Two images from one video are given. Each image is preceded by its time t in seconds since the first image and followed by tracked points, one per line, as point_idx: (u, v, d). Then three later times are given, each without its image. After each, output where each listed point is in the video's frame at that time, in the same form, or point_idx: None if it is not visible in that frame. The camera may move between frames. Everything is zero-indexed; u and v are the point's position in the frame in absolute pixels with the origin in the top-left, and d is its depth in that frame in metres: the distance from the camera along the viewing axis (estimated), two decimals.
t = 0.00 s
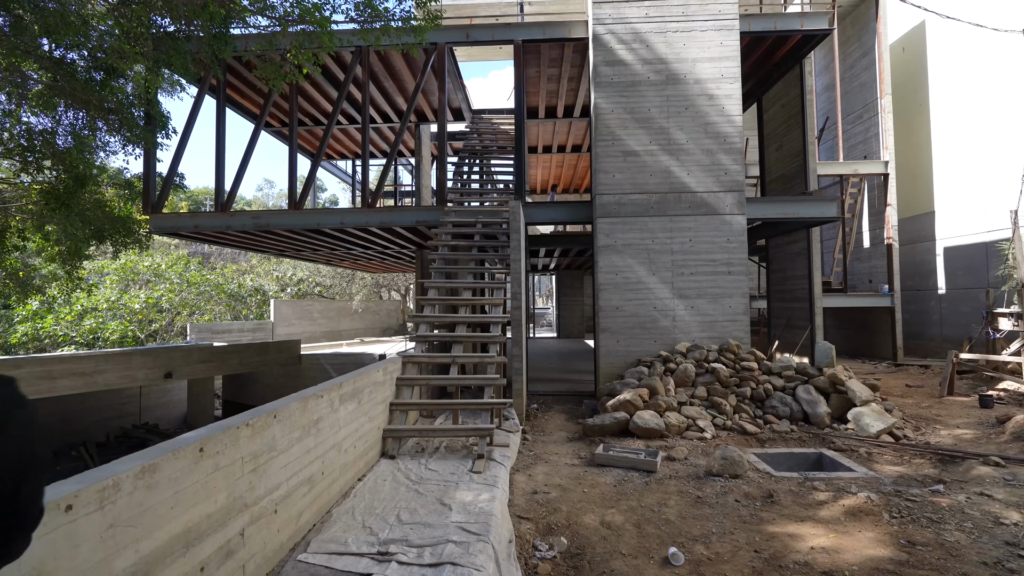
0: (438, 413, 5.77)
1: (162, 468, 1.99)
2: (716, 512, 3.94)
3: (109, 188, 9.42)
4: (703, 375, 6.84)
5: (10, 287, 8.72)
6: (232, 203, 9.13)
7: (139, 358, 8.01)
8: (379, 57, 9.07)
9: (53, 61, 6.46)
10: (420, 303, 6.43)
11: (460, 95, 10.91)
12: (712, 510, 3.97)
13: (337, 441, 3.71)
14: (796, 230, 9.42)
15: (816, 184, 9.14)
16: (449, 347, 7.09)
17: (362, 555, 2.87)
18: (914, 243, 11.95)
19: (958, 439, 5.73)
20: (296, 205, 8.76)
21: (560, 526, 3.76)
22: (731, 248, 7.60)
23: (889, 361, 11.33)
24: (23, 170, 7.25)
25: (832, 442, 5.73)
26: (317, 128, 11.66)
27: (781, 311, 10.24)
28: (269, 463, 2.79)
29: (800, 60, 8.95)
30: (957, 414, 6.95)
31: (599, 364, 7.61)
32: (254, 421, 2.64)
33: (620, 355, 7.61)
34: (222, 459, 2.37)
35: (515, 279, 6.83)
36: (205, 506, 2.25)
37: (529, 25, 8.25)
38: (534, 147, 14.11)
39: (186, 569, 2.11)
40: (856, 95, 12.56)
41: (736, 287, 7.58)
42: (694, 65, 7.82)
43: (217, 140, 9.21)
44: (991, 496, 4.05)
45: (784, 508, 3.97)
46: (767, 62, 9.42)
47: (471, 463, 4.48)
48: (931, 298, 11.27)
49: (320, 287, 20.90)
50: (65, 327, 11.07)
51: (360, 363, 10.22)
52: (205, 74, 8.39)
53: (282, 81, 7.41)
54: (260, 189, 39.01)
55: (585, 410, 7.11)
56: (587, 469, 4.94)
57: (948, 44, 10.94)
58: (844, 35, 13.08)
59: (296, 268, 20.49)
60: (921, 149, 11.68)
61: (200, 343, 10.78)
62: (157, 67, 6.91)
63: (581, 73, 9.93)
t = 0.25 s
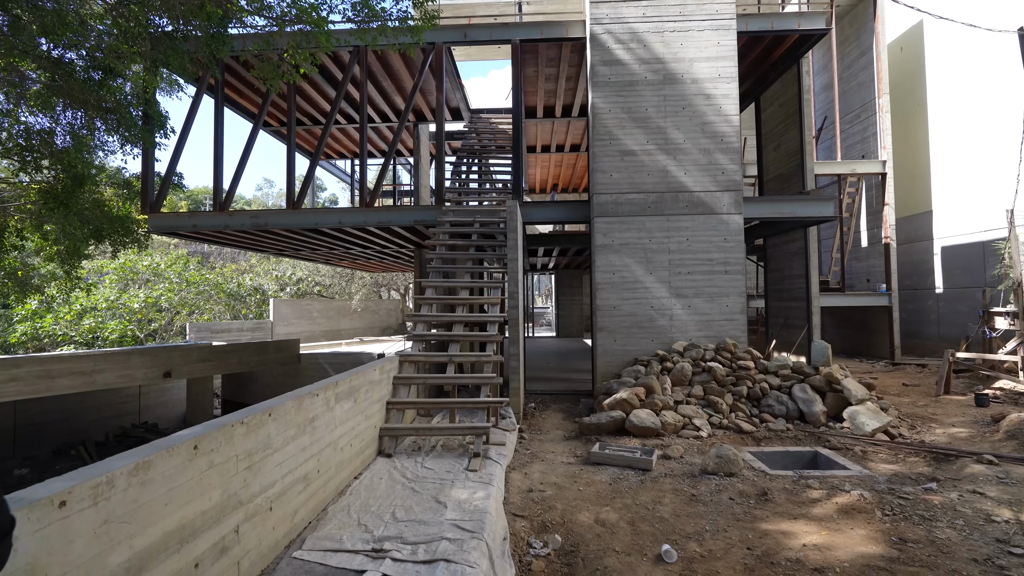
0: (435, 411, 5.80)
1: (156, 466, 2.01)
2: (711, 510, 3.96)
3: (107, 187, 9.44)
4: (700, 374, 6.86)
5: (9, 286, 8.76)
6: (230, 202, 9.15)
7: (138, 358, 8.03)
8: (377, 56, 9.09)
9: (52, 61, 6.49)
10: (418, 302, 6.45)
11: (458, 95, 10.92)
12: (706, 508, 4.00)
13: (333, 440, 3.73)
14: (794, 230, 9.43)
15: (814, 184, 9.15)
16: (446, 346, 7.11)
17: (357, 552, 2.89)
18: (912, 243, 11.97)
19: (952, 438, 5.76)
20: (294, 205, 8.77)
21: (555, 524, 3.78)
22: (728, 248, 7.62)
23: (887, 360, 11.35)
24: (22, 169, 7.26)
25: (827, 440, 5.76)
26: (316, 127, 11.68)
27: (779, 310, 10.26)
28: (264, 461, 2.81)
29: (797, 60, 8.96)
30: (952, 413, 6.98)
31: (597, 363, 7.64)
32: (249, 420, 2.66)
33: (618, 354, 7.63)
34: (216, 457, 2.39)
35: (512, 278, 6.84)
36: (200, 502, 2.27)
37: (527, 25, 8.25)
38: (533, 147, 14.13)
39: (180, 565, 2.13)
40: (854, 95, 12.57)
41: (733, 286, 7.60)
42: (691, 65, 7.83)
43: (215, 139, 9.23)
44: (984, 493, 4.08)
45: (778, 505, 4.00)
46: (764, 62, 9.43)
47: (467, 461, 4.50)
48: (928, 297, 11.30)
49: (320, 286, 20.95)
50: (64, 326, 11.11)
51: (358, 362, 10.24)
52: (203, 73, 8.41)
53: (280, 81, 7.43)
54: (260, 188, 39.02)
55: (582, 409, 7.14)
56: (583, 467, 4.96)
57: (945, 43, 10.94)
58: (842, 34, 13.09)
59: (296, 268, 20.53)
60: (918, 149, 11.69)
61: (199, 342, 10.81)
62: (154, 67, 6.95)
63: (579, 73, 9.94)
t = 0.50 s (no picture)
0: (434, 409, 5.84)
1: (158, 459, 2.05)
2: (705, 505, 4.01)
3: (108, 186, 9.47)
4: (697, 372, 6.91)
5: (9, 285, 8.85)
6: (230, 202, 9.18)
7: (138, 356, 8.07)
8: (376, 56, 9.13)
9: (53, 61, 6.53)
10: (416, 300, 6.50)
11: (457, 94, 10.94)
12: (701, 504, 4.05)
13: (332, 437, 3.78)
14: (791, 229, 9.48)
15: (811, 183, 9.19)
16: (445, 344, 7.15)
17: (355, 546, 2.93)
18: (909, 242, 12.01)
19: (946, 435, 5.81)
20: (294, 204, 8.82)
21: (551, 519, 3.83)
22: (725, 247, 7.66)
23: (884, 359, 11.41)
24: (23, 168, 7.31)
25: (823, 438, 5.81)
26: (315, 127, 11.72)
27: (776, 309, 10.31)
28: (264, 456, 2.85)
29: (795, 60, 9.00)
30: (947, 411, 7.03)
31: (595, 362, 7.68)
32: (249, 415, 2.71)
33: (615, 352, 7.68)
34: (216, 451, 2.43)
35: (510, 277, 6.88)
36: (201, 496, 2.31)
37: (525, 24, 8.28)
38: (532, 146, 14.17)
39: (181, 557, 2.17)
40: (852, 94, 12.61)
41: (730, 285, 7.64)
42: (689, 65, 7.87)
43: (215, 138, 9.28)
44: (975, 489, 4.13)
45: (772, 501, 4.05)
46: (762, 62, 9.47)
47: (464, 458, 4.55)
48: (925, 297, 11.34)
49: (320, 285, 21.01)
50: (64, 325, 11.15)
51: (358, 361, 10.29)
52: (203, 73, 8.45)
53: (279, 80, 7.46)
54: (261, 187, 39.06)
55: (580, 407, 7.19)
56: (579, 464, 5.01)
57: (942, 43, 10.97)
58: (841, 34, 13.12)
59: (296, 267, 20.61)
60: (916, 148, 11.73)
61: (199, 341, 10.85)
62: (155, 66, 7.02)
63: (578, 73, 9.96)
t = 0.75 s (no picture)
0: (434, 407, 5.93)
1: (169, 452, 2.14)
2: (699, 500, 4.10)
3: (110, 186, 9.54)
4: (693, 371, 7.01)
5: (12, 284, 9.10)
6: (231, 202, 9.25)
7: (139, 356, 8.13)
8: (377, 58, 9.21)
9: (55, 62, 6.62)
10: (416, 300, 6.58)
11: (457, 95, 11.01)
12: (695, 498, 4.14)
13: (334, 433, 3.87)
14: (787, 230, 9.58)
15: (807, 184, 9.29)
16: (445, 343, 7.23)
17: (358, 538, 3.02)
18: (905, 242, 12.11)
19: (938, 432, 5.92)
20: (295, 204, 8.90)
21: (549, 513, 3.92)
22: (722, 247, 7.76)
23: (879, 358, 11.52)
24: (24, 168, 7.38)
25: (816, 435, 5.90)
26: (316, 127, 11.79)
27: (773, 309, 10.41)
28: (269, 451, 2.94)
29: (791, 62, 9.09)
30: (940, 409, 7.14)
31: (592, 360, 7.77)
32: (255, 411, 2.79)
33: (613, 351, 7.77)
34: (224, 445, 2.52)
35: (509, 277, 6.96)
36: (209, 488, 2.40)
37: (524, 27, 8.37)
38: (531, 147, 14.25)
39: (192, 546, 2.26)
40: (848, 95, 12.70)
41: (727, 285, 7.73)
42: (686, 67, 7.95)
43: (216, 139, 9.35)
44: (962, 484, 4.24)
45: (764, 496, 4.15)
46: (759, 64, 9.55)
47: (464, 454, 4.64)
48: (921, 296, 11.45)
49: (320, 285, 21.11)
50: (64, 324, 11.22)
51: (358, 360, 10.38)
52: (205, 74, 8.51)
53: (281, 82, 7.53)
54: (260, 186, 39.12)
55: (577, 405, 7.28)
56: (577, 460, 5.10)
57: (937, 44, 11.06)
58: (837, 35, 13.21)
59: (295, 266, 20.71)
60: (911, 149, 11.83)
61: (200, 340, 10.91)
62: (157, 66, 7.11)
63: (576, 74, 10.04)
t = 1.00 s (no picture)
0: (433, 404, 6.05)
1: (185, 444, 2.26)
2: (692, 494, 4.23)
3: (112, 188, 9.65)
4: (689, 369, 7.14)
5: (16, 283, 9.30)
6: (233, 203, 9.36)
7: (141, 355, 8.24)
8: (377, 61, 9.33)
9: (58, 64, 6.84)
10: (416, 300, 6.70)
11: (456, 97, 11.11)
12: (688, 492, 4.27)
13: (338, 429, 3.98)
14: (782, 231, 9.72)
15: (802, 185, 9.42)
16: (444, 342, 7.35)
17: (362, 529, 3.14)
18: (899, 243, 12.26)
19: (926, 429, 6.07)
20: (296, 205, 9.00)
21: (546, 507, 4.05)
22: (717, 247, 7.88)
23: (873, 357, 11.67)
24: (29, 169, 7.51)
25: (808, 432, 6.03)
26: (316, 128, 11.90)
27: (768, 308, 10.55)
28: (277, 445, 3.06)
29: (786, 65, 9.21)
30: (930, 407, 7.29)
31: (590, 359, 7.90)
32: (263, 407, 2.91)
33: (610, 350, 7.90)
34: (235, 439, 2.64)
35: (508, 277, 7.07)
36: (222, 479, 2.51)
37: (522, 30, 8.48)
38: (530, 147, 14.38)
39: (207, 534, 2.37)
40: (843, 97, 12.83)
41: (722, 285, 7.86)
42: (682, 70, 8.08)
43: (218, 141, 9.46)
44: (947, 479, 4.38)
45: (755, 490, 4.28)
46: (754, 67, 9.66)
47: (463, 450, 4.76)
48: (914, 296, 11.59)
49: (319, 285, 21.26)
50: (65, 324, 11.31)
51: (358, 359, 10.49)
52: (207, 76, 8.61)
53: (283, 85, 7.65)
54: (259, 185, 39.16)
55: (575, 403, 7.40)
56: (574, 456, 5.23)
57: (930, 47, 11.19)
58: (832, 37, 13.35)
59: (295, 266, 20.89)
60: (905, 150, 11.97)
61: (201, 340, 11.00)
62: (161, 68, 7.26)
63: (574, 76, 10.16)
